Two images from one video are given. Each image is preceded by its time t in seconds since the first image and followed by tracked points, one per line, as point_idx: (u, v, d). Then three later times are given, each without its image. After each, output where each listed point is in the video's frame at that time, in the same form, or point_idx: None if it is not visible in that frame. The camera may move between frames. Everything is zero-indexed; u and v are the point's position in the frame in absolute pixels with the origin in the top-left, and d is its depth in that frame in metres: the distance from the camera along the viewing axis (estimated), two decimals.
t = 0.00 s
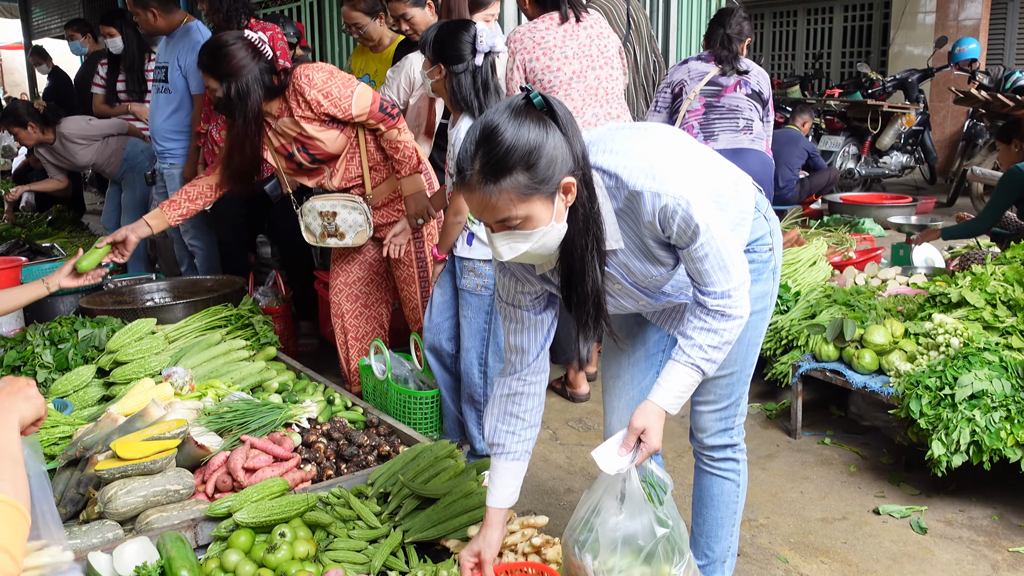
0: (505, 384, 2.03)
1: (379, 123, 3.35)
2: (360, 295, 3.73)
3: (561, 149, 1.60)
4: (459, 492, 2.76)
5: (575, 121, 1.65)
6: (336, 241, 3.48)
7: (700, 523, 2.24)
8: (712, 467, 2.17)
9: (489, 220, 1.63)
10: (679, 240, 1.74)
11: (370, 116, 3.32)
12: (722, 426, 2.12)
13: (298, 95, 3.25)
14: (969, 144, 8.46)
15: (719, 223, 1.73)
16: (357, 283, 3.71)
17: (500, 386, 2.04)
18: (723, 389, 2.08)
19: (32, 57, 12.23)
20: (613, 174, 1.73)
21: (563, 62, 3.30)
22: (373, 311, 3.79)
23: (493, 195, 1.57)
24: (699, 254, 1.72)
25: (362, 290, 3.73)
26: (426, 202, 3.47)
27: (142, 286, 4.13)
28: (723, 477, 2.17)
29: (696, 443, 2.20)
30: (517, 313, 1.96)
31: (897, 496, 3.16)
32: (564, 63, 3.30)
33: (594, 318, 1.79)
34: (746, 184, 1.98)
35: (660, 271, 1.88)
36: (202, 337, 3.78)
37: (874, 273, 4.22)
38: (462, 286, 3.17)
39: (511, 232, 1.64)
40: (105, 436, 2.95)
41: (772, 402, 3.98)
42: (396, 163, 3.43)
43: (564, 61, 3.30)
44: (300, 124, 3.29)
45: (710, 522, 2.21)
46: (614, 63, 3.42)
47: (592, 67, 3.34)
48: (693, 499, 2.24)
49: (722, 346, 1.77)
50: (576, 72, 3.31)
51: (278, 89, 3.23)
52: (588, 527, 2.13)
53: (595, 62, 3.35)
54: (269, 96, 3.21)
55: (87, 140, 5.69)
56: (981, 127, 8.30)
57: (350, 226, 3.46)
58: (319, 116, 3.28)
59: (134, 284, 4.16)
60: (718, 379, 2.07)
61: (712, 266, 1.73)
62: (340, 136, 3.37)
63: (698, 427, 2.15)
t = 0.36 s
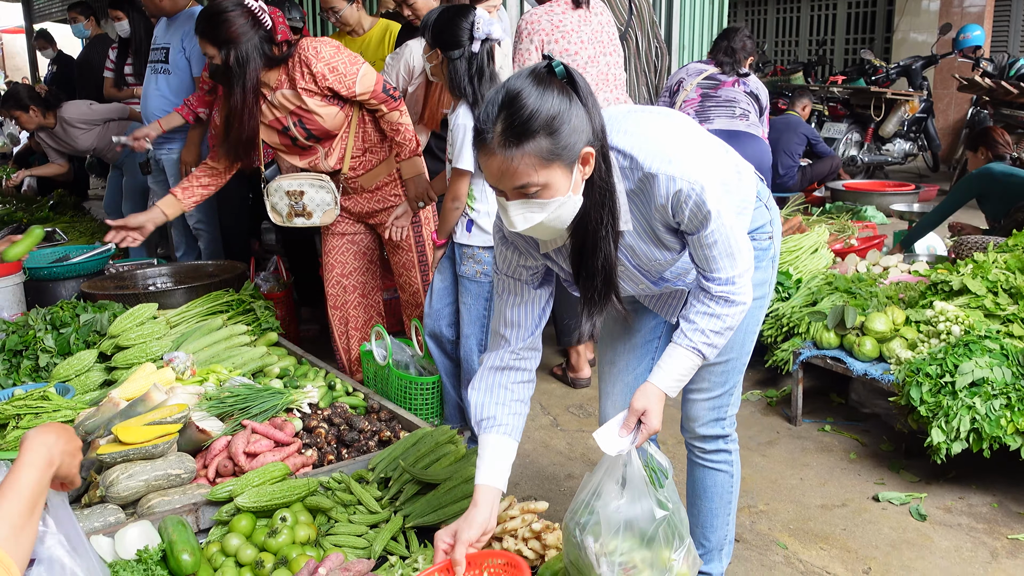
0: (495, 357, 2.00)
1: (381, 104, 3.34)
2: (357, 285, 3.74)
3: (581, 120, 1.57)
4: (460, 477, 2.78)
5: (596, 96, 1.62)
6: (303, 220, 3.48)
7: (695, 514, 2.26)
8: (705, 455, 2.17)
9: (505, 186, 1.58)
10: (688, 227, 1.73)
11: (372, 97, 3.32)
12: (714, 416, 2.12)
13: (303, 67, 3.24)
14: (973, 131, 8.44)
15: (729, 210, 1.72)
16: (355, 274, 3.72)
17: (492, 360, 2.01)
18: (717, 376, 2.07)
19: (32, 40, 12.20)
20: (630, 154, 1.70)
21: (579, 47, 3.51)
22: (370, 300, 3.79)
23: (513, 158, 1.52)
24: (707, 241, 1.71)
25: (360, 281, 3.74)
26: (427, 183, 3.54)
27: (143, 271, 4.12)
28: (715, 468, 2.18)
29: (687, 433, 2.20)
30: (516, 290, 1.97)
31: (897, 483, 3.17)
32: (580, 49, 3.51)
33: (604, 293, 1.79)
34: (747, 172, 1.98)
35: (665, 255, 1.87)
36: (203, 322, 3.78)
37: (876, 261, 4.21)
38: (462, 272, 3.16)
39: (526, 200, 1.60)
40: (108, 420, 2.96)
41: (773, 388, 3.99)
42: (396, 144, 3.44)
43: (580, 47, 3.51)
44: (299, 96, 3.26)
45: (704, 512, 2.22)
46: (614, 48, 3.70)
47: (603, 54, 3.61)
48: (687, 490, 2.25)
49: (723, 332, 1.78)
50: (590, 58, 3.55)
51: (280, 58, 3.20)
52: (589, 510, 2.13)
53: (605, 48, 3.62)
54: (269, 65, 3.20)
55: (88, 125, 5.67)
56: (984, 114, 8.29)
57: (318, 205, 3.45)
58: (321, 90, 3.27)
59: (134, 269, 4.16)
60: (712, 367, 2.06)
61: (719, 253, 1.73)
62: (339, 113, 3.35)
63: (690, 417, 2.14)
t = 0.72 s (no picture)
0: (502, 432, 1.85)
1: (387, 76, 3.36)
2: (351, 270, 3.77)
3: (607, 188, 1.58)
4: (460, 453, 2.81)
5: (615, 167, 1.64)
6: (304, 179, 3.49)
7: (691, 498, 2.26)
8: (702, 462, 2.13)
9: (536, 255, 1.55)
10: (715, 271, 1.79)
11: (380, 68, 3.34)
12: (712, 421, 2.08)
13: (319, 18, 3.25)
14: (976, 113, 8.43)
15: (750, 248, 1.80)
16: (348, 258, 3.75)
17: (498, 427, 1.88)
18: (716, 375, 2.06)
19: (32, 18, 12.14)
20: (651, 217, 1.75)
21: (586, 27, 3.53)
22: (364, 284, 3.84)
23: (545, 224, 1.50)
24: (734, 276, 1.79)
25: (353, 265, 3.77)
26: (421, 160, 3.47)
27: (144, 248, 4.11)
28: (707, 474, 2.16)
29: (679, 439, 2.13)
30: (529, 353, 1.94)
31: (896, 461, 3.18)
32: (587, 29, 3.54)
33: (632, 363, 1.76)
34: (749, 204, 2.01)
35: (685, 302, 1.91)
36: (204, 299, 3.78)
37: (877, 241, 4.21)
38: (464, 252, 3.15)
39: (558, 267, 1.56)
40: (109, 395, 2.96)
41: (773, 367, 4.00)
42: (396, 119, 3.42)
43: (587, 27, 3.53)
44: (305, 48, 3.27)
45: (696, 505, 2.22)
46: (621, 26, 3.72)
47: (609, 33, 3.63)
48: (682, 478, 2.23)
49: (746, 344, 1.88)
50: (596, 37, 3.57)
51: (296, 4, 3.24)
52: (588, 489, 2.14)
53: (610, 27, 3.63)
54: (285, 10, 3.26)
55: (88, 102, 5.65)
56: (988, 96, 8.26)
57: (321, 169, 3.46)
58: (332, 45, 3.28)
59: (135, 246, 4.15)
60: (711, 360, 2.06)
61: (748, 282, 1.81)
62: (342, 75, 3.37)
63: (690, 419, 2.07)
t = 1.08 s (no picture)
0: (500, 283, 1.87)
1: (391, 25, 3.31)
2: (353, 219, 3.81)
3: (629, 41, 1.43)
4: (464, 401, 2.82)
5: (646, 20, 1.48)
6: (319, 126, 3.48)
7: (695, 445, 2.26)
8: (709, 395, 2.12)
9: (540, 99, 1.42)
10: (722, 164, 1.65)
11: (384, 16, 3.28)
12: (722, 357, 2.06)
13: None
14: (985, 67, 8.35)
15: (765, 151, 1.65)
16: (351, 208, 3.78)
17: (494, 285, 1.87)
18: (729, 314, 2.02)
19: None
20: (672, 86, 1.59)
21: None
22: (368, 233, 3.87)
23: (552, 70, 1.37)
24: (740, 179, 1.64)
25: (356, 215, 3.80)
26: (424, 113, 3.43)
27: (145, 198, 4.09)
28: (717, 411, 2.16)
29: (691, 374, 2.13)
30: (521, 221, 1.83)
31: (897, 412, 3.20)
32: None
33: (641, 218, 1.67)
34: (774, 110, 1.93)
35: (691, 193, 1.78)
36: (207, 249, 3.77)
37: (883, 195, 4.19)
38: (471, 201, 3.14)
39: (558, 115, 1.43)
40: (114, 342, 2.96)
41: (776, 320, 4.02)
42: (399, 70, 3.39)
43: None
44: None
45: (702, 448, 2.22)
46: None
47: None
48: (687, 424, 2.23)
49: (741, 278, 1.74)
50: None
51: None
52: (590, 439, 2.15)
53: None
54: None
55: (88, 50, 5.53)
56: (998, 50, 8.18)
57: (337, 118, 3.44)
58: None
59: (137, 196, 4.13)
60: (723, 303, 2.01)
61: (750, 193, 1.66)
62: (346, 22, 3.30)
63: (698, 356, 2.07)
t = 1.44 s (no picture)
0: (520, 157, 2.04)
1: None
2: (360, 187, 3.80)
3: None
4: (470, 370, 2.82)
5: None
6: (327, 93, 3.43)
7: (703, 412, 2.27)
8: (722, 355, 2.14)
9: None
10: (719, 72, 1.63)
11: None
12: (732, 319, 2.08)
13: None
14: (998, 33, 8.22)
15: (768, 70, 1.63)
16: (358, 176, 3.76)
17: (514, 159, 2.05)
18: (737, 280, 2.03)
19: None
20: None
21: None
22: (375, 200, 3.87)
23: None
24: (734, 94, 1.62)
25: (363, 183, 3.79)
26: (433, 79, 3.40)
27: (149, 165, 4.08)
28: (728, 371, 2.16)
29: (702, 334, 2.16)
30: (532, 91, 1.95)
31: (901, 382, 3.20)
32: None
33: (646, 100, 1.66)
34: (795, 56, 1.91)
35: (692, 99, 1.77)
36: (213, 217, 3.76)
37: (892, 163, 4.15)
38: (479, 168, 3.10)
39: None
40: (120, 309, 2.97)
41: (782, 290, 4.01)
42: (405, 36, 3.33)
43: None
44: None
45: (712, 412, 2.23)
46: None
47: None
48: (697, 390, 2.25)
49: (729, 226, 1.71)
50: None
51: None
52: (596, 409, 2.16)
53: None
54: None
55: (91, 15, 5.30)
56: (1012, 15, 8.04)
57: (345, 83, 3.41)
58: None
59: (141, 163, 4.12)
60: (733, 270, 2.02)
61: (743, 117, 1.63)
62: None
63: (707, 318, 2.10)
